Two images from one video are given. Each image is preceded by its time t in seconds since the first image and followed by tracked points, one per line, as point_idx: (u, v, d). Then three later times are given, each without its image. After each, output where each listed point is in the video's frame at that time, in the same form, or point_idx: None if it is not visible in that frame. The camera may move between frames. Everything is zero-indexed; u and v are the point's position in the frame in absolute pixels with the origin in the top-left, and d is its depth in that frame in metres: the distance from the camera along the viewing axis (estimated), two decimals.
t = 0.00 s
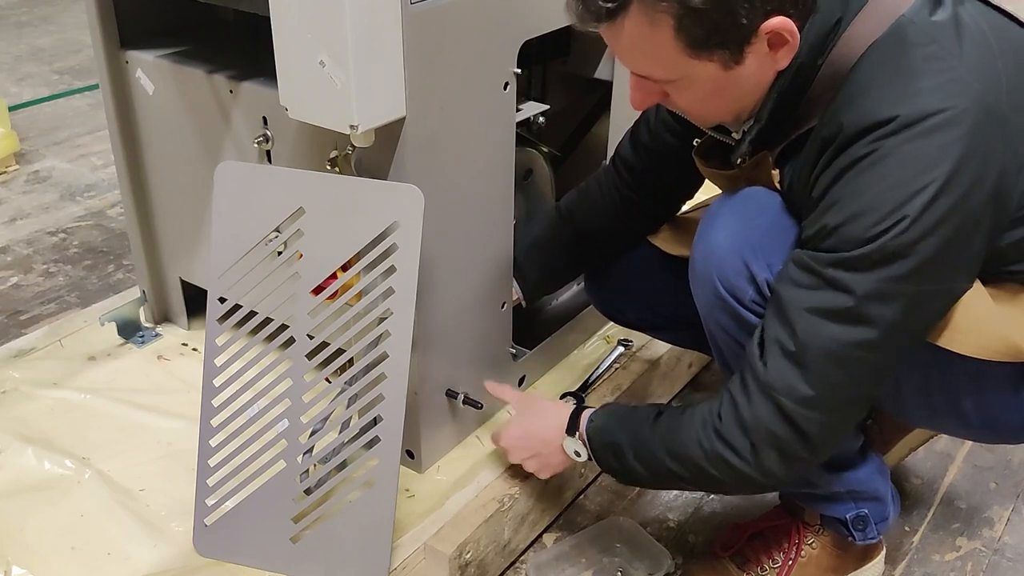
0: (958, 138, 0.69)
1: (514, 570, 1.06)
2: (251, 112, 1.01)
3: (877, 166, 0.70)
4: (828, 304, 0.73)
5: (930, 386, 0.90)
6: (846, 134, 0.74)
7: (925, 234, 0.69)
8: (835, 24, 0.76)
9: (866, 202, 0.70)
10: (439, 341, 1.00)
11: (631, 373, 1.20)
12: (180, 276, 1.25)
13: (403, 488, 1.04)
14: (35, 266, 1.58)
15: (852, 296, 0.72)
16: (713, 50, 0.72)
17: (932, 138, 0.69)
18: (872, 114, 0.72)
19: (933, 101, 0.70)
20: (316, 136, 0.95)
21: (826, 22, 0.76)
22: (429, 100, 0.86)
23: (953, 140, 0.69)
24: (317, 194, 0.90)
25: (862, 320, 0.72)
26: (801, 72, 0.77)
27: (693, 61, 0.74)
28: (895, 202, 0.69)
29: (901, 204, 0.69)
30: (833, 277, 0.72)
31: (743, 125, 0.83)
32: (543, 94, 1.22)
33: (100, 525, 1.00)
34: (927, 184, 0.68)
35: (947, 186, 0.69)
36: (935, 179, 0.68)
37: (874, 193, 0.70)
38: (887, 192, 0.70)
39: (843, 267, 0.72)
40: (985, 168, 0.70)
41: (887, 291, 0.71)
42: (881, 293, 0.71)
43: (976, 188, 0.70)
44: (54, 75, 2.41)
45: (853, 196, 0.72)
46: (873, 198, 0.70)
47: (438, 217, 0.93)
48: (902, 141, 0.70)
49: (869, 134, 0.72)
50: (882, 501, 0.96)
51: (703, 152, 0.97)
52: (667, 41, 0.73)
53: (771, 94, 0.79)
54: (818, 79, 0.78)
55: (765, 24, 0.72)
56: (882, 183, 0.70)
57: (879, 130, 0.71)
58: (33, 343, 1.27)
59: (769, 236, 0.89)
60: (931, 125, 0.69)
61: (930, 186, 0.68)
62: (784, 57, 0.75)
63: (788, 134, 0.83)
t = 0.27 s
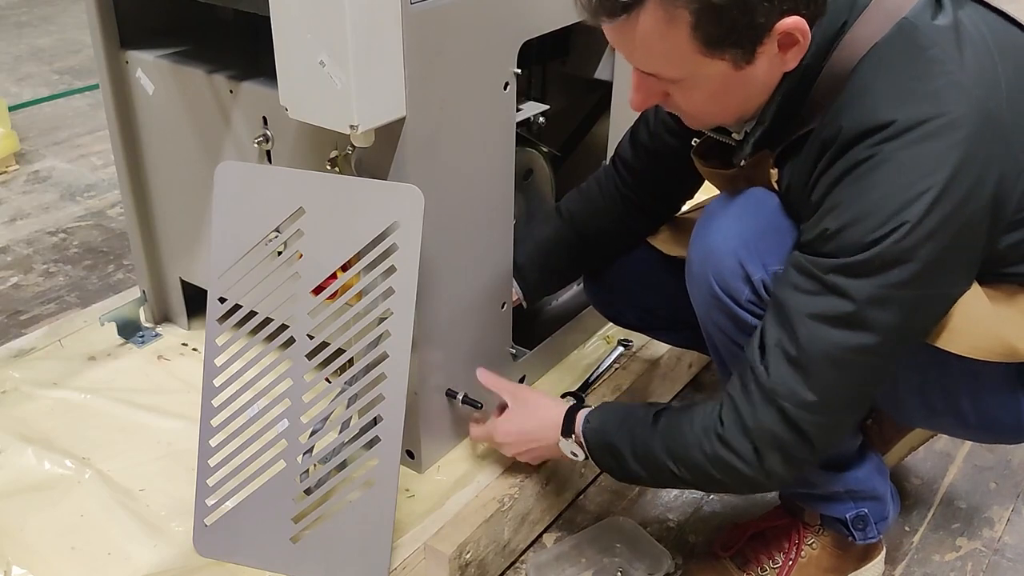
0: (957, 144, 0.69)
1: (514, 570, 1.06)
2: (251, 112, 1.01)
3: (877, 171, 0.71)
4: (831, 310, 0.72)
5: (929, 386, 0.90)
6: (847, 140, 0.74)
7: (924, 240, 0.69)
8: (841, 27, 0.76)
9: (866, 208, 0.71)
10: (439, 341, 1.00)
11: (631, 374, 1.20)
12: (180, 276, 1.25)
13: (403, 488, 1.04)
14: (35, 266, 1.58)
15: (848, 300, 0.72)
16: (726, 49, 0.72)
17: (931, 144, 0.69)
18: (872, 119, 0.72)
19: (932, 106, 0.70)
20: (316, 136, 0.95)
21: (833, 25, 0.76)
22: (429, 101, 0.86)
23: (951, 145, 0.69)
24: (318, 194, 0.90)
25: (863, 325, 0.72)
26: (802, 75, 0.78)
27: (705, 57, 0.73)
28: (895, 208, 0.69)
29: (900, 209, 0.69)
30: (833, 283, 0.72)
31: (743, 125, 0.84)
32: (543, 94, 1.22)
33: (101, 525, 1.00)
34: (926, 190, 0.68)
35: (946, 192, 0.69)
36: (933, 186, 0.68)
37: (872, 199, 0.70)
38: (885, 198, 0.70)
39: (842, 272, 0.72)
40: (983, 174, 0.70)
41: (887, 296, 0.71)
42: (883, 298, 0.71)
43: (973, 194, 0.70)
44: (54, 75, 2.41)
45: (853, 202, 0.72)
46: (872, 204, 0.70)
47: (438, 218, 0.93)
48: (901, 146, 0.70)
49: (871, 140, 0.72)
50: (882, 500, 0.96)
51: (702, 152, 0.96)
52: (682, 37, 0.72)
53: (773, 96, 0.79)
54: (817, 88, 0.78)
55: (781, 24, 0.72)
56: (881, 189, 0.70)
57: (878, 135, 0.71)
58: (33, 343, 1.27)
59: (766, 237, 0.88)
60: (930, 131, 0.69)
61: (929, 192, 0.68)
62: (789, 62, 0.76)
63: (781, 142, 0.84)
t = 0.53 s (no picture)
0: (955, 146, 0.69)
1: (514, 570, 1.06)
2: (251, 112, 1.01)
3: (874, 175, 0.71)
4: (838, 321, 0.72)
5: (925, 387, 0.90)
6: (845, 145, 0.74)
7: (923, 243, 0.69)
8: (836, 28, 0.77)
9: (865, 211, 0.71)
10: (439, 342, 1.00)
11: (631, 374, 1.20)
12: (180, 276, 1.25)
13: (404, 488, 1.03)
14: (35, 266, 1.58)
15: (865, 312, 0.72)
16: (722, 44, 0.72)
17: (927, 147, 0.69)
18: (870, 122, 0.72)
19: (928, 109, 0.70)
20: (316, 136, 0.95)
21: (828, 25, 0.77)
22: (428, 103, 0.86)
23: (948, 147, 0.69)
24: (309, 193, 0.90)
25: (868, 333, 0.72)
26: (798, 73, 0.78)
27: (701, 52, 0.73)
28: (893, 210, 0.69)
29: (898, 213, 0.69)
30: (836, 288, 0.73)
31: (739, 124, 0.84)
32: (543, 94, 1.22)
33: (100, 525, 1.00)
34: (923, 193, 0.69)
35: (943, 194, 0.69)
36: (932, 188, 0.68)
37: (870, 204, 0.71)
38: (882, 202, 0.70)
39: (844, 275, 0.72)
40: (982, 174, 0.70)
41: (890, 302, 0.71)
42: (888, 305, 0.71)
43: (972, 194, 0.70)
44: (54, 75, 2.41)
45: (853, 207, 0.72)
46: (871, 207, 0.71)
47: (439, 220, 0.93)
48: (899, 151, 0.70)
49: (867, 145, 0.72)
50: (882, 501, 0.96)
51: (702, 151, 0.97)
52: (677, 32, 0.72)
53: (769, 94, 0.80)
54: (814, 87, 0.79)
55: (774, 21, 0.72)
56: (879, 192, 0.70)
57: (872, 138, 0.72)
58: (33, 343, 1.27)
59: (768, 238, 0.89)
60: (926, 135, 0.69)
61: (926, 195, 0.69)
62: (785, 57, 0.76)
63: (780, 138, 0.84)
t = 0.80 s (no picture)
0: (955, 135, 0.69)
1: (514, 570, 1.06)
2: (251, 112, 1.01)
3: (875, 166, 0.71)
4: (838, 309, 0.72)
5: (924, 386, 0.90)
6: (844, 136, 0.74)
7: (925, 233, 0.70)
8: (835, 20, 0.76)
9: (868, 204, 0.71)
10: (439, 342, 1.00)
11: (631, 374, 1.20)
12: (180, 276, 1.25)
13: (405, 487, 1.03)
14: (35, 266, 1.58)
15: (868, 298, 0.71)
16: (720, 41, 0.72)
17: (929, 137, 0.69)
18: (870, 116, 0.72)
19: (928, 99, 0.70)
20: (316, 136, 0.95)
21: (827, 17, 0.76)
22: (428, 98, 0.86)
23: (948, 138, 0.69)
24: (307, 192, 0.91)
25: (870, 324, 0.72)
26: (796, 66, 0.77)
27: (699, 49, 0.73)
28: (896, 202, 0.69)
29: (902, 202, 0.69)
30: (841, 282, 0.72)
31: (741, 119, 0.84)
32: (543, 94, 1.22)
33: (101, 525, 1.00)
34: (925, 183, 0.69)
35: (944, 185, 0.69)
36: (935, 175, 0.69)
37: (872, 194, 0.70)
38: (884, 192, 0.70)
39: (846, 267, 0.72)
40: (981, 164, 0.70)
41: (892, 293, 0.71)
42: (887, 295, 0.71)
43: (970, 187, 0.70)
44: (54, 75, 2.41)
45: (853, 201, 0.72)
46: (873, 199, 0.70)
47: (438, 216, 0.93)
48: (901, 141, 0.70)
49: (867, 137, 0.72)
50: (882, 498, 0.96)
51: (703, 150, 0.97)
52: (674, 29, 0.72)
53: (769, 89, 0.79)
54: (812, 81, 0.78)
55: (772, 16, 0.72)
56: (881, 182, 0.70)
57: (874, 129, 0.72)
58: (33, 343, 1.27)
59: (772, 229, 0.88)
60: (927, 123, 0.69)
61: (928, 185, 0.69)
62: (785, 52, 0.75)
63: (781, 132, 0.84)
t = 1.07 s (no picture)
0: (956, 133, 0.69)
1: (514, 570, 1.06)
2: (251, 112, 1.01)
3: (876, 164, 0.71)
4: (833, 302, 0.72)
5: (924, 386, 0.90)
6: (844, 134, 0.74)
7: (923, 228, 0.69)
8: (837, 21, 0.76)
9: (868, 200, 0.71)
10: (439, 342, 1.00)
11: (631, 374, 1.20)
12: (180, 276, 1.25)
13: (405, 487, 1.03)
14: (35, 266, 1.58)
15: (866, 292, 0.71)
16: (721, 44, 0.72)
17: (931, 135, 0.69)
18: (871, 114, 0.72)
19: (929, 98, 0.70)
20: (315, 136, 0.95)
21: (830, 18, 0.76)
22: (429, 96, 0.86)
23: (951, 136, 0.69)
24: (307, 193, 0.91)
25: (864, 316, 0.72)
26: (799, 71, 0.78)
27: (700, 52, 0.73)
28: (895, 198, 0.69)
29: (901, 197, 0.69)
30: (837, 273, 0.72)
31: (743, 121, 0.84)
32: (543, 94, 1.22)
33: (101, 525, 1.00)
34: (925, 179, 0.69)
35: (945, 182, 0.69)
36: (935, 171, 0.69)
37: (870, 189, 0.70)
38: (883, 188, 0.70)
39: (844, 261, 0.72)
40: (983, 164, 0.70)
41: (887, 286, 0.71)
42: (882, 288, 0.71)
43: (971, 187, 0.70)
44: (54, 75, 2.41)
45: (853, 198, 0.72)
46: (873, 194, 0.70)
47: (438, 215, 0.93)
48: (902, 139, 0.70)
49: (867, 135, 0.72)
50: (882, 498, 0.96)
51: (703, 150, 0.97)
52: (676, 33, 0.72)
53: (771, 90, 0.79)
54: (814, 83, 0.78)
55: (772, 18, 0.72)
56: (881, 179, 0.70)
57: (875, 127, 0.72)
58: (33, 343, 1.27)
59: (775, 229, 0.89)
60: (929, 121, 0.69)
61: (929, 181, 0.69)
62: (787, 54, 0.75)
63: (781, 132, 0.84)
